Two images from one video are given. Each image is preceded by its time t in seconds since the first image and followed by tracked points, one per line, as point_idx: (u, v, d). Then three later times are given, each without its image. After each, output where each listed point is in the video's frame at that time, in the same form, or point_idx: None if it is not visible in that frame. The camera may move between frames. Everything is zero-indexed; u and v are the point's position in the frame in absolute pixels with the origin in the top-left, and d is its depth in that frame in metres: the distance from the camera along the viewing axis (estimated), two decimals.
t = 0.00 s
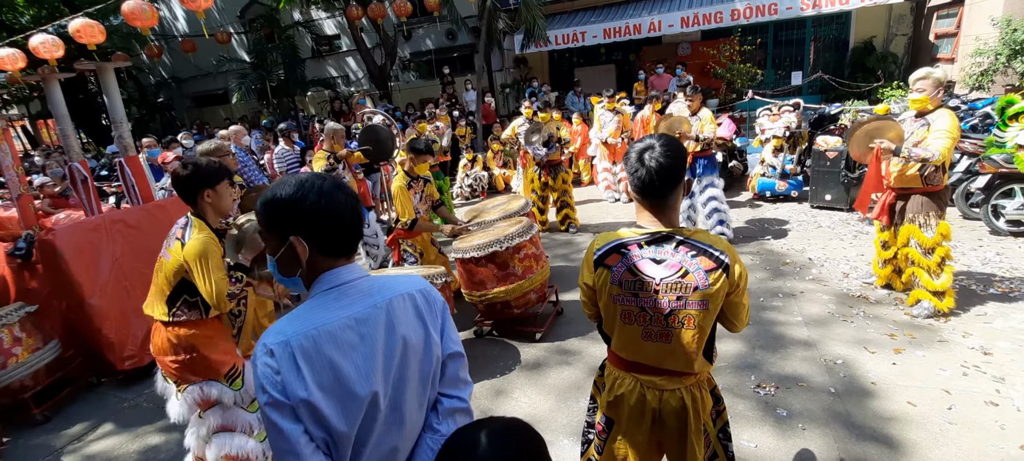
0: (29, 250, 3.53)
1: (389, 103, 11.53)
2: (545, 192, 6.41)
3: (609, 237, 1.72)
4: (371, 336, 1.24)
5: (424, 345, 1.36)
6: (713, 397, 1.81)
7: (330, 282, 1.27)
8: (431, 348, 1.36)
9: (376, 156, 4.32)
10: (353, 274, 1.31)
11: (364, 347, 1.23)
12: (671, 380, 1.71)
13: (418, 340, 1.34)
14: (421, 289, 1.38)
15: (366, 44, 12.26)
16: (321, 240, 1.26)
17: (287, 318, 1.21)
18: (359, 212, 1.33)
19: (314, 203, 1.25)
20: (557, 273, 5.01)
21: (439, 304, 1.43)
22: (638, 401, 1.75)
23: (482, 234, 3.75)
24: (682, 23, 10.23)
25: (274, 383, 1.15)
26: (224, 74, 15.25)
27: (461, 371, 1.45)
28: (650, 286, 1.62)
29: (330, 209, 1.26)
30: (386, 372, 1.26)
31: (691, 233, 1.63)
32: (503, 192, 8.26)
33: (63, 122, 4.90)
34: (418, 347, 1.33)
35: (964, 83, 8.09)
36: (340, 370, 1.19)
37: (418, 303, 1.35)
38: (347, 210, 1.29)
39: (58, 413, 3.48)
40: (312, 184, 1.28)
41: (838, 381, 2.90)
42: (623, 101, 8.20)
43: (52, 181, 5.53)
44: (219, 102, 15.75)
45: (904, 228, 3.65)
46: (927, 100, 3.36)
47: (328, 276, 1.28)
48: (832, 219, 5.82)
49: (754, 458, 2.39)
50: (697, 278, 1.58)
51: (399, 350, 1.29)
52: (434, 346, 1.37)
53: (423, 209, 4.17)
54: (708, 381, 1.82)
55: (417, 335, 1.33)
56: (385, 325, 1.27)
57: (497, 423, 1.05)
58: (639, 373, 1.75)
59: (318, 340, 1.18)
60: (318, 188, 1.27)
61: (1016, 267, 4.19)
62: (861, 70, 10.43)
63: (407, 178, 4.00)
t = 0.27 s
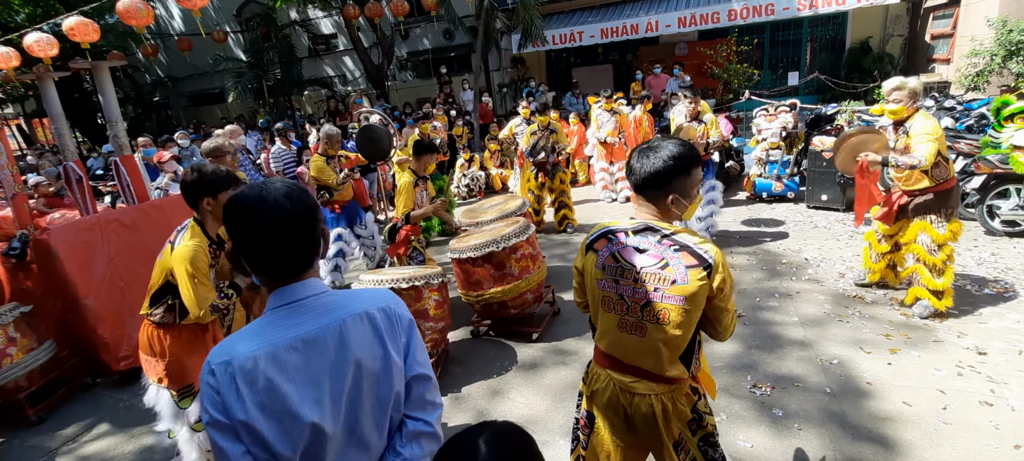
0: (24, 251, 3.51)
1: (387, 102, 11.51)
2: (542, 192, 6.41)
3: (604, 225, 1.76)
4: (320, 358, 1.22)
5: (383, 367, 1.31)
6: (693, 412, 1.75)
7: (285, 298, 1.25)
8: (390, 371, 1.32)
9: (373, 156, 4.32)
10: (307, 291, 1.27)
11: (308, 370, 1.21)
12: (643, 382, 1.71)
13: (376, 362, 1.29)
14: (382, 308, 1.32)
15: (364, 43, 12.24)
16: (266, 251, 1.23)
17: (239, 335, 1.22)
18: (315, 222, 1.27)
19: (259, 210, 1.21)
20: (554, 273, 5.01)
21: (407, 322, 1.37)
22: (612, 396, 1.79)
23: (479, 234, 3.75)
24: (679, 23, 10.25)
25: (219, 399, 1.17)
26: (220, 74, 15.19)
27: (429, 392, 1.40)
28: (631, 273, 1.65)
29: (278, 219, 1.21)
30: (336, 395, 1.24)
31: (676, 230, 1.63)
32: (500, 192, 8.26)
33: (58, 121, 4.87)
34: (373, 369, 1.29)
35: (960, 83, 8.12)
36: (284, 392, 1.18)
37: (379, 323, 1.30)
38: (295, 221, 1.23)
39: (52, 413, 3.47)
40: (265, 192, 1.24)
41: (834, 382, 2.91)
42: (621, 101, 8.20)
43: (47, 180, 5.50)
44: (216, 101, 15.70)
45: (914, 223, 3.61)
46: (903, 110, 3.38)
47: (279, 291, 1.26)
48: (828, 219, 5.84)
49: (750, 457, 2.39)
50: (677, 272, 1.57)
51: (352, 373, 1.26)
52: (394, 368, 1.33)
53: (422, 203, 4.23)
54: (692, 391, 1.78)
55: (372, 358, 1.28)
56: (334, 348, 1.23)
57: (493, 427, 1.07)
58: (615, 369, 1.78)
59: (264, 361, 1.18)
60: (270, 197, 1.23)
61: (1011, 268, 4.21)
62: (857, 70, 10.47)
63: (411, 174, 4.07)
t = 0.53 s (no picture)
0: (18, 251, 3.49)
1: (382, 102, 11.49)
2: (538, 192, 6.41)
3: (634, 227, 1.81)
4: (226, 382, 1.18)
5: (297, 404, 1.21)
6: (685, 432, 1.71)
7: (208, 316, 1.24)
8: (306, 409, 1.22)
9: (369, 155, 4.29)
10: (231, 313, 1.24)
11: (213, 395, 1.18)
12: (644, 385, 1.75)
13: (288, 396, 1.20)
14: (302, 340, 1.23)
15: (360, 43, 12.22)
16: (192, 260, 1.22)
17: (161, 348, 1.23)
18: (246, 236, 1.23)
19: (191, 220, 1.20)
20: (550, 274, 5.01)
21: (337, 357, 1.26)
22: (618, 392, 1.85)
23: (475, 235, 3.75)
24: (675, 24, 10.27)
25: (124, 413, 1.18)
26: (215, 73, 15.15)
27: (354, 438, 1.27)
28: (639, 278, 1.70)
29: (204, 229, 1.20)
30: (238, 424, 1.19)
31: (685, 240, 1.63)
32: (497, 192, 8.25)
33: (51, 121, 4.85)
34: (285, 404, 1.20)
35: (954, 84, 8.15)
36: (183, 412, 1.17)
37: (298, 355, 1.22)
38: (220, 232, 1.20)
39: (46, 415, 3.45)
40: (204, 202, 1.24)
41: (829, 382, 2.92)
42: (617, 102, 8.22)
43: (41, 180, 5.47)
44: (211, 100, 15.65)
45: (912, 235, 3.64)
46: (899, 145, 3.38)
47: (204, 309, 1.25)
48: (823, 220, 5.85)
49: (746, 457, 2.40)
50: (677, 284, 1.58)
51: (258, 404, 1.19)
52: (311, 406, 1.22)
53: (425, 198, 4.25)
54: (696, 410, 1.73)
55: (285, 392, 1.20)
56: (243, 376, 1.19)
57: (490, 433, 1.08)
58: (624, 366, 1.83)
59: (168, 378, 1.17)
60: (204, 207, 1.22)
61: (1004, 268, 4.23)
62: (852, 71, 10.50)
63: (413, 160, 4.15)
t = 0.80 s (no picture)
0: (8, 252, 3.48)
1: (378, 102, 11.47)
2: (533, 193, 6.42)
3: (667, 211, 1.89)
4: (154, 391, 1.19)
5: (215, 424, 1.17)
6: (658, 427, 1.81)
7: (151, 322, 1.25)
8: (223, 430, 1.17)
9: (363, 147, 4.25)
10: (170, 323, 1.24)
11: (140, 403, 1.19)
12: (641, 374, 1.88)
13: (206, 415, 1.17)
14: (228, 358, 1.19)
15: (354, 43, 12.19)
16: (136, 268, 1.23)
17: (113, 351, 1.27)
18: (184, 247, 1.21)
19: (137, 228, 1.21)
20: (545, 274, 5.01)
21: (262, 380, 1.18)
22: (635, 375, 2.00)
23: (470, 235, 3.75)
24: (670, 24, 10.30)
25: (71, 407, 1.24)
26: (209, 73, 15.08)
27: None
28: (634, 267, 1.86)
29: (144, 238, 1.20)
30: (159, 436, 1.18)
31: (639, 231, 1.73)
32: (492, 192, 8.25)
33: (43, 121, 4.81)
34: (203, 422, 1.17)
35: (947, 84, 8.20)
36: (113, 415, 1.20)
37: (220, 372, 1.18)
38: (156, 243, 1.19)
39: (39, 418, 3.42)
40: (154, 211, 1.24)
41: (823, 382, 2.93)
42: (612, 102, 8.24)
43: (32, 181, 5.43)
44: (205, 100, 15.58)
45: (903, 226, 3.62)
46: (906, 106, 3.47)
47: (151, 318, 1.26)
48: (817, 220, 5.88)
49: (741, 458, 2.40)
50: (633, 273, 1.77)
51: (179, 418, 1.18)
52: (228, 429, 1.17)
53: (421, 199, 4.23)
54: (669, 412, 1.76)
55: (203, 411, 1.17)
56: (167, 388, 1.18)
57: (487, 439, 1.07)
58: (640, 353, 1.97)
59: (103, 381, 1.20)
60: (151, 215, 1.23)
61: (995, 267, 4.26)
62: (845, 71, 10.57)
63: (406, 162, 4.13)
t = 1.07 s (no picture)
0: None
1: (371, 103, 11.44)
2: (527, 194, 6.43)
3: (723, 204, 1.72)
4: (118, 417, 1.12)
5: (180, 452, 1.09)
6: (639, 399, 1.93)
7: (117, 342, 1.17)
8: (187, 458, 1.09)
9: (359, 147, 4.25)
10: (133, 343, 1.16)
11: (107, 428, 1.12)
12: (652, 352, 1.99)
13: (171, 442, 1.09)
14: (190, 381, 1.10)
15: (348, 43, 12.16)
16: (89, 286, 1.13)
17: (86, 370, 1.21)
18: (131, 264, 1.11)
19: (91, 242, 1.12)
20: (539, 275, 5.02)
21: (224, 406, 1.10)
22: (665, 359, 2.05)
23: (463, 237, 3.74)
24: (663, 25, 10.34)
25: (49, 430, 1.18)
26: (201, 73, 15.00)
27: None
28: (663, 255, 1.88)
29: (91, 258, 1.10)
30: None
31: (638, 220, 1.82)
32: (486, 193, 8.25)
33: (31, 122, 4.76)
34: (168, 449, 1.10)
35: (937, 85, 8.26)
36: (82, 439, 1.13)
37: (182, 399, 1.09)
38: (103, 260, 1.10)
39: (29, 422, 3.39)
40: (101, 223, 1.14)
41: (815, 382, 2.95)
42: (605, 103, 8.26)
43: (21, 183, 5.38)
44: (198, 101, 15.49)
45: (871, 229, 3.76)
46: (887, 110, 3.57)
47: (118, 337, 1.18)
48: (809, 220, 5.92)
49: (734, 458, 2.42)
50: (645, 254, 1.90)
51: (144, 445, 1.10)
52: (192, 457, 1.09)
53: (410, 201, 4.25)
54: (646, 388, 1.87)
55: (167, 437, 1.09)
56: (131, 413, 1.11)
57: (481, 449, 1.08)
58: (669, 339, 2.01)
59: (71, 405, 1.14)
60: (98, 231, 1.13)
61: (985, 267, 4.30)
62: (837, 72, 10.64)
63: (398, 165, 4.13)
